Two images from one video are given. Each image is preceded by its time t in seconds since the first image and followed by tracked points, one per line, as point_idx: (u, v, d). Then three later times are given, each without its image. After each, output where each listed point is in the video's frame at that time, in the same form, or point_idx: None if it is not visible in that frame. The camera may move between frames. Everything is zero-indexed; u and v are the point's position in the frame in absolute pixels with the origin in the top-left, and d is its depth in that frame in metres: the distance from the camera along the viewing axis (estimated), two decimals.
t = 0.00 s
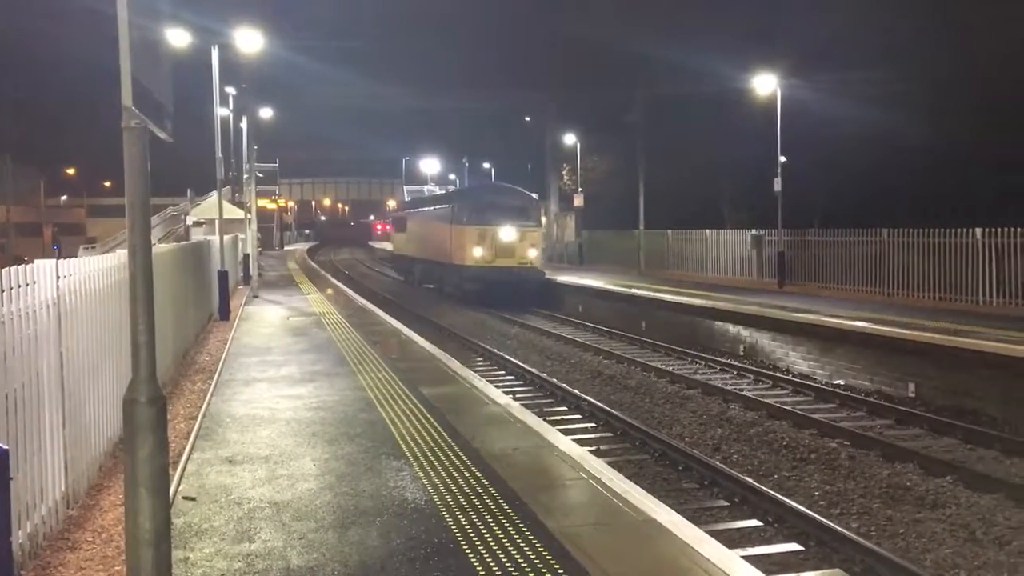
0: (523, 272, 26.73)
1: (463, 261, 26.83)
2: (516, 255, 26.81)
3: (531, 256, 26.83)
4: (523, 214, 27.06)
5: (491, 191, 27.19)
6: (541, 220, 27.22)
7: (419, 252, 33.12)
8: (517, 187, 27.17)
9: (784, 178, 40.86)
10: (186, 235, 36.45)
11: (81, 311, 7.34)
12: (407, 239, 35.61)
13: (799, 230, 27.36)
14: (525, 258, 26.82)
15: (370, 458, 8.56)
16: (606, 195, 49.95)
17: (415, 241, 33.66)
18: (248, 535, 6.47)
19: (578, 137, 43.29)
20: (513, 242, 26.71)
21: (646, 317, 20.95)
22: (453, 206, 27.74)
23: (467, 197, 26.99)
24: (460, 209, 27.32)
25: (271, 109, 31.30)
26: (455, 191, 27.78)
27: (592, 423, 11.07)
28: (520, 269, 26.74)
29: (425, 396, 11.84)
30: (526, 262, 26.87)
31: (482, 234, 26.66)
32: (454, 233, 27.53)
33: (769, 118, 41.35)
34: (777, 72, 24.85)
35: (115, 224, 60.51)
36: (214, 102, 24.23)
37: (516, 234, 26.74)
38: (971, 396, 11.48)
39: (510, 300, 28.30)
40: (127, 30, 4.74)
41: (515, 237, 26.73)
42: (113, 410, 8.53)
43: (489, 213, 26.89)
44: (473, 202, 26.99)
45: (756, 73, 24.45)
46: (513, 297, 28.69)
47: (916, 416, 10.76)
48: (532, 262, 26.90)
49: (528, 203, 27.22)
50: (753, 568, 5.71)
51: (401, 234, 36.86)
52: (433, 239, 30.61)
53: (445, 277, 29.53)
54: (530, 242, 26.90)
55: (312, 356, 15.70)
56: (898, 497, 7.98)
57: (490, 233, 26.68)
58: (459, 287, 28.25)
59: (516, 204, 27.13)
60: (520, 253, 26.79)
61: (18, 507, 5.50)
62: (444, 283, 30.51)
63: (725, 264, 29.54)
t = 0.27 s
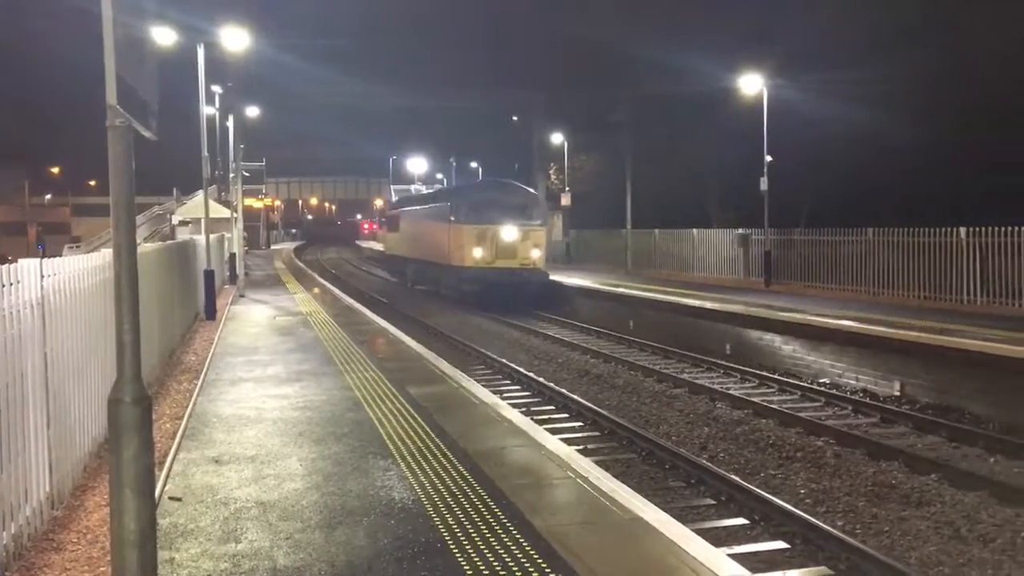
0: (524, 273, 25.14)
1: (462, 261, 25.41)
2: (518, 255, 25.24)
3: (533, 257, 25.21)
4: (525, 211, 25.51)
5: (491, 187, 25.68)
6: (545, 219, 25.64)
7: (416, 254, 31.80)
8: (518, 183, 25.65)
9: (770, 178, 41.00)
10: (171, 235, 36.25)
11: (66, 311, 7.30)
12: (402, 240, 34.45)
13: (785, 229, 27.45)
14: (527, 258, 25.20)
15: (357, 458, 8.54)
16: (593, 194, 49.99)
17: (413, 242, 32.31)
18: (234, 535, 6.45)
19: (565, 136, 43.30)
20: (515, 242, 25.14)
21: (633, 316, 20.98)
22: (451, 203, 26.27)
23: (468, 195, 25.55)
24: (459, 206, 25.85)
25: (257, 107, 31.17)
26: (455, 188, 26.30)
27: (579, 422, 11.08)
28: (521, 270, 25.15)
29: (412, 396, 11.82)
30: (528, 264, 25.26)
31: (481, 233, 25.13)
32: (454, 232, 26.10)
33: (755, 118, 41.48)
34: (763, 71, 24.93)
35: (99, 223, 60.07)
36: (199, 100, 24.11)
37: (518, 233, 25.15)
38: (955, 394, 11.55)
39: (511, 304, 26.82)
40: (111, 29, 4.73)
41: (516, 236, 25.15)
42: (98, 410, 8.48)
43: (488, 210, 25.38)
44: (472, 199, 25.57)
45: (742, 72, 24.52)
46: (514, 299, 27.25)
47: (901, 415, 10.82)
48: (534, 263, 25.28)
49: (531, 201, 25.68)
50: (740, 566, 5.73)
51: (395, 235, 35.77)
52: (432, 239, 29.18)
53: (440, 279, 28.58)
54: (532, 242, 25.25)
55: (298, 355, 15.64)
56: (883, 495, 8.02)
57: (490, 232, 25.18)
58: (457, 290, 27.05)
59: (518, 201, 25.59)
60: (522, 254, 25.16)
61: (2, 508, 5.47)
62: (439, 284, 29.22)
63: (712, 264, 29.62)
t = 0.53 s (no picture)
0: (529, 274, 24.98)
1: (464, 263, 25.12)
2: (521, 256, 25.15)
3: (536, 258, 25.18)
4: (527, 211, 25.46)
5: (493, 187, 25.58)
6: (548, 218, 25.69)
7: (409, 257, 31.05)
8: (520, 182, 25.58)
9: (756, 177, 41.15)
10: (156, 235, 36.08)
11: (50, 312, 7.27)
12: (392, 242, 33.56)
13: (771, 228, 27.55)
14: (532, 258, 25.16)
15: (344, 458, 8.53)
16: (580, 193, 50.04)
17: (404, 245, 31.52)
18: (220, 535, 6.42)
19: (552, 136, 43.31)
20: (519, 242, 25.05)
21: (619, 315, 21.00)
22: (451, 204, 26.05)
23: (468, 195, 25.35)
24: (460, 207, 25.66)
25: (243, 106, 31.04)
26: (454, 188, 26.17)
27: (566, 421, 11.08)
28: (525, 271, 25.02)
29: (398, 396, 11.79)
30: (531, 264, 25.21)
31: (486, 233, 25.03)
32: (453, 233, 25.80)
33: (741, 117, 41.61)
34: (749, 71, 25.00)
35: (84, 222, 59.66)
36: (184, 99, 23.99)
37: (523, 232, 25.09)
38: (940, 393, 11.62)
39: (511, 307, 26.49)
40: (94, 29, 4.72)
41: (520, 236, 25.08)
42: (83, 411, 8.44)
43: (491, 210, 25.25)
44: (474, 198, 25.40)
45: (728, 72, 24.59)
46: (514, 303, 26.89)
47: (886, 413, 10.87)
48: (539, 263, 25.27)
49: (534, 200, 25.69)
50: (726, 564, 5.75)
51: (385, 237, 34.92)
52: (425, 241, 28.82)
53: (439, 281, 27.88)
54: (538, 241, 25.25)
55: (284, 355, 15.60)
56: (869, 493, 8.06)
57: (493, 233, 25.07)
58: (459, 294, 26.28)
59: (520, 201, 25.55)
60: (527, 255, 25.13)
61: None
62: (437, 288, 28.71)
63: (698, 263, 29.70)
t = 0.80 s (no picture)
0: (535, 276, 23.78)
1: (467, 266, 23.84)
2: (528, 257, 23.91)
3: (544, 259, 23.97)
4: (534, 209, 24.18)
5: (498, 185, 24.25)
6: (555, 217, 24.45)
7: (405, 256, 29.73)
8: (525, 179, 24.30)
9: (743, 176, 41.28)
10: (142, 235, 35.92)
11: (35, 312, 7.23)
12: (385, 240, 32.45)
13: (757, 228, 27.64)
14: (539, 260, 23.96)
15: (331, 458, 8.51)
16: (568, 193, 50.07)
17: (401, 243, 30.14)
18: (207, 536, 6.41)
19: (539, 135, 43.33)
20: (525, 243, 23.86)
21: (607, 314, 21.02)
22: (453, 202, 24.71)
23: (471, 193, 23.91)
24: (462, 205, 24.30)
25: (229, 105, 30.92)
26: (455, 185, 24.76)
27: (554, 421, 11.09)
28: (532, 273, 23.82)
29: (386, 396, 11.76)
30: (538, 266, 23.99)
31: (491, 234, 23.74)
32: (454, 233, 24.43)
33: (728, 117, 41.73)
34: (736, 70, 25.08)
35: (69, 222, 59.24)
36: (170, 98, 23.88)
37: (530, 233, 23.93)
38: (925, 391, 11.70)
39: (514, 310, 25.37)
40: (80, 27, 4.70)
41: (526, 237, 23.90)
42: (68, 412, 8.39)
43: (496, 210, 23.96)
44: (477, 197, 24.02)
45: (715, 71, 24.65)
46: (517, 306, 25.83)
47: (872, 411, 10.92)
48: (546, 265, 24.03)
49: (540, 197, 24.45)
50: (713, 562, 5.77)
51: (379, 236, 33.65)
52: (422, 240, 27.48)
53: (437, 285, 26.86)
54: (545, 243, 24.08)
55: (271, 355, 15.54)
56: (855, 491, 8.10)
57: (498, 234, 23.75)
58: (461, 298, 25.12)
59: (525, 198, 24.23)
60: (534, 257, 23.93)
61: None
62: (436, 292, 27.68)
63: (685, 262, 29.76)
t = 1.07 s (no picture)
0: (544, 278, 22.73)
1: (473, 267, 22.77)
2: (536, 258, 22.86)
3: (553, 259, 22.94)
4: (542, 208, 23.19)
5: (505, 182, 23.28)
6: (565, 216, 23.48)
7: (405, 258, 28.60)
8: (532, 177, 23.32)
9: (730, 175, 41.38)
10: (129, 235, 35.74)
11: (19, 312, 7.18)
12: (383, 242, 31.41)
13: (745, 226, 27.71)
14: (548, 261, 22.92)
15: (319, 458, 8.49)
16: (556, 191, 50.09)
17: (400, 246, 29.04)
18: (194, 536, 6.38)
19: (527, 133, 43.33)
20: (532, 242, 22.89)
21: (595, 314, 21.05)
22: (458, 201, 23.68)
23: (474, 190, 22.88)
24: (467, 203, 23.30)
25: (215, 104, 30.80)
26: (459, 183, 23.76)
27: (542, 420, 11.09)
28: (540, 275, 22.74)
29: (374, 395, 11.74)
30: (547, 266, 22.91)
31: (497, 233, 22.70)
32: (458, 233, 23.40)
33: (716, 115, 41.82)
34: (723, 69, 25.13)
35: (54, 222, 58.82)
36: (156, 97, 23.77)
37: (539, 233, 22.94)
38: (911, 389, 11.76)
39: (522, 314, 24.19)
40: (63, 26, 4.67)
41: (535, 236, 22.92)
42: (54, 413, 8.33)
43: (503, 208, 22.99)
44: (482, 194, 23.03)
45: (702, 70, 24.70)
46: (525, 309, 24.66)
47: (859, 409, 10.97)
48: (556, 266, 22.99)
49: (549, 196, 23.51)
50: (701, 560, 5.79)
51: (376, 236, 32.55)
52: (424, 242, 26.35)
53: (442, 286, 25.64)
54: (554, 243, 23.04)
55: (258, 355, 15.48)
56: (841, 488, 8.14)
57: (505, 233, 22.73)
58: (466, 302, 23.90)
59: (533, 196, 23.25)
60: (543, 259, 22.89)
61: None
62: (438, 293, 26.45)
63: (673, 261, 29.82)
